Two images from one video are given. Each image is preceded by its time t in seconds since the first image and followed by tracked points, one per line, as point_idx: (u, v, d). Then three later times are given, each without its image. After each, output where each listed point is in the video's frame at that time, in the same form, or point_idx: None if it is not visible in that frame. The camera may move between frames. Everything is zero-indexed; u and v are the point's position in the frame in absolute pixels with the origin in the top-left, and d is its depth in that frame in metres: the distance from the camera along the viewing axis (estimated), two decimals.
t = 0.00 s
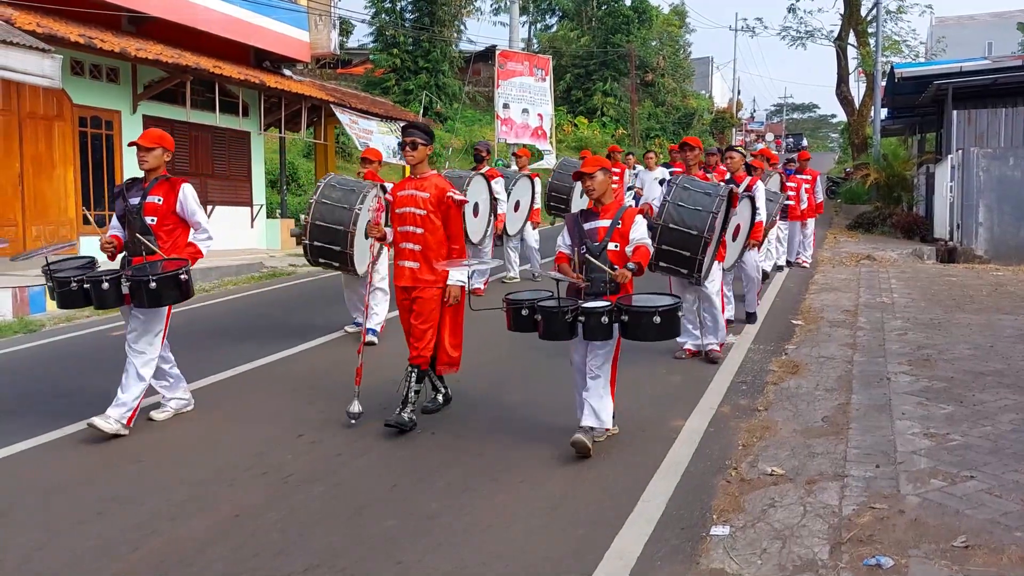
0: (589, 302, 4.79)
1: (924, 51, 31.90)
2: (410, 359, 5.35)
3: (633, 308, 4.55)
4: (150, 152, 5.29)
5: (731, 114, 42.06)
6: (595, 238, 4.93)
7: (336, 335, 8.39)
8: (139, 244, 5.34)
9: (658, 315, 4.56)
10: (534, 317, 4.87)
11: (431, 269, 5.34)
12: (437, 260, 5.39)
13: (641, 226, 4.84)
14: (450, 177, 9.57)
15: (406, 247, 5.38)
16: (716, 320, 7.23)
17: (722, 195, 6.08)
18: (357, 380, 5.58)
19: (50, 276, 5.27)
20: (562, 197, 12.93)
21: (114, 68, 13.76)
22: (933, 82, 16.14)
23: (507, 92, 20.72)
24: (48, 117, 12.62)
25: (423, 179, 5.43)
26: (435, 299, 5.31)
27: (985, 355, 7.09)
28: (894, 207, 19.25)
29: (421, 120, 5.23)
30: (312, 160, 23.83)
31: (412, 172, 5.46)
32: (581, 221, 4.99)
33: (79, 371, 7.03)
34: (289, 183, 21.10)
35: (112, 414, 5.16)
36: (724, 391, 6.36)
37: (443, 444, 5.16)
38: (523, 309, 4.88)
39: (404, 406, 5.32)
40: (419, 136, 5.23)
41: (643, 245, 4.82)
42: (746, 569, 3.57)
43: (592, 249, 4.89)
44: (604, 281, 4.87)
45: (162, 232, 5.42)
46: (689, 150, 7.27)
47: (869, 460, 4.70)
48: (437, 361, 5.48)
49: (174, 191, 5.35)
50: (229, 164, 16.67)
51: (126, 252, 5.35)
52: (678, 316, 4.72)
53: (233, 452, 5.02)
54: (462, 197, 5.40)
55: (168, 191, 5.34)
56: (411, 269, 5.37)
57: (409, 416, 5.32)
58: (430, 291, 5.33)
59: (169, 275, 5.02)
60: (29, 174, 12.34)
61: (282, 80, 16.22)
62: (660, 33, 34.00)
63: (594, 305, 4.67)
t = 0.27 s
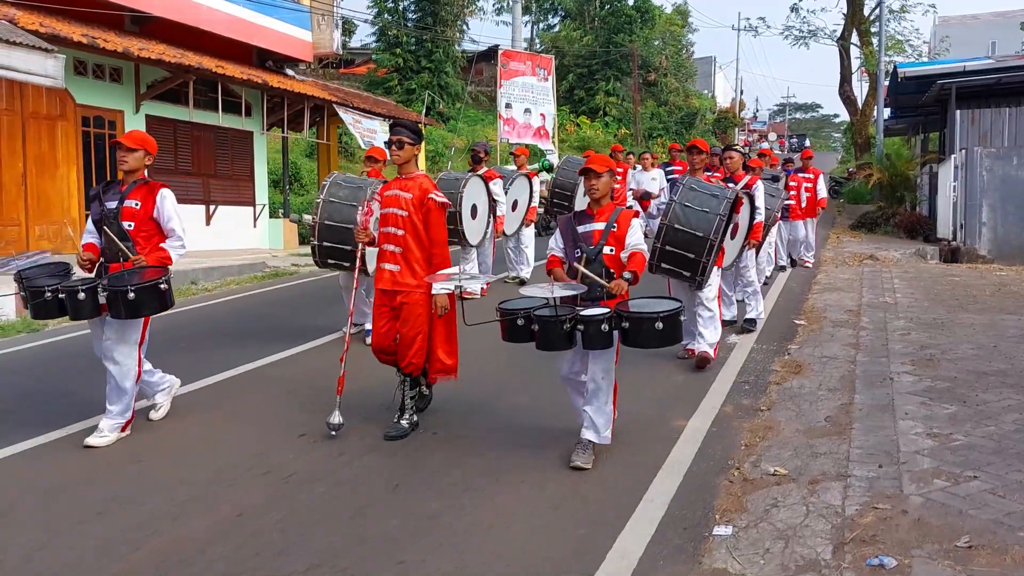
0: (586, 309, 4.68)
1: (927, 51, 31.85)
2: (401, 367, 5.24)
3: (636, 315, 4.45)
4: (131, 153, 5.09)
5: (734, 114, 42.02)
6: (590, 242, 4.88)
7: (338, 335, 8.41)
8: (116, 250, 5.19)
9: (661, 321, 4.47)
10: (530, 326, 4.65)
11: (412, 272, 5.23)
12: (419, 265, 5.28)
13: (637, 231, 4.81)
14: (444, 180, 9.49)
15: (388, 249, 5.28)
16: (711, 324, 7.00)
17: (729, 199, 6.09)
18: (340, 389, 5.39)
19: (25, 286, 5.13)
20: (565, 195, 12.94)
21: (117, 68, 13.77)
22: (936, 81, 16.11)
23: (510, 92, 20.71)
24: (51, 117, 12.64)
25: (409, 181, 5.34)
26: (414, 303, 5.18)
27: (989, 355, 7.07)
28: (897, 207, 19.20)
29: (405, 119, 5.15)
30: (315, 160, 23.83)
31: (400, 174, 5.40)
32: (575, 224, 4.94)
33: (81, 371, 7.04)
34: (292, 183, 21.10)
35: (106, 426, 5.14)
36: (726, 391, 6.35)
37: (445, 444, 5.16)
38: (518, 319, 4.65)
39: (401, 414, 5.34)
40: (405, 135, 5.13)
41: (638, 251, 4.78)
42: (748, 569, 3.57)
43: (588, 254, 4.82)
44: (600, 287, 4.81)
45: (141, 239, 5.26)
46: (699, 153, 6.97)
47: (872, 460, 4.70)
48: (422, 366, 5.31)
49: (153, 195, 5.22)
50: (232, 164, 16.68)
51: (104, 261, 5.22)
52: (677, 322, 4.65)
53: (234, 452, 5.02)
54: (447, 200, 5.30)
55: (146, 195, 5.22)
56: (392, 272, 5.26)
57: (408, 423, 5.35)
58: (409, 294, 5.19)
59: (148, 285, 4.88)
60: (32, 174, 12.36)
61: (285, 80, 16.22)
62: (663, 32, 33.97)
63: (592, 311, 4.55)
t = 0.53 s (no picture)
0: (583, 307, 4.64)
1: (931, 50, 31.79)
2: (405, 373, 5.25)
3: (634, 312, 4.42)
4: (112, 151, 4.98)
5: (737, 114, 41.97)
6: (587, 241, 4.82)
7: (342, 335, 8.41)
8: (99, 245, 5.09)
9: (659, 318, 4.45)
10: (525, 326, 4.64)
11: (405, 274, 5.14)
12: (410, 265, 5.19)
13: (639, 232, 4.79)
14: (447, 178, 9.66)
15: (379, 248, 5.14)
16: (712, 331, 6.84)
17: (732, 200, 6.07)
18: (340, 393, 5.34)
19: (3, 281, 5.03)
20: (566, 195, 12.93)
21: (120, 68, 13.78)
22: (940, 81, 16.06)
23: (512, 92, 20.70)
24: (55, 117, 12.65)
25: (397, 178, 5.21)
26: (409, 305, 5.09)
27: (992, 355, 7.06)
28: (900, 207, 19.10)
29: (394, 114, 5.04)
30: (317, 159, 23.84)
31: (386, 169, 5.24)
32: (572, 223, 4.86)
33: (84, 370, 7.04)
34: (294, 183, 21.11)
35: (108, 426, 5.13)
36: (729, 391, 6.34)
37: (447, 444, 5.16)
38: (514, 320, 4.64)
39: (404, 413, 5.32)
40: (393, 131, 5.03)
41: (643, 252, 4.78)
42: (751, 569, 3.56)
43: (585, 252, 4.77)
44: (599, 285, 4.74)
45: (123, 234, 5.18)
46: (704, 154, 6.91)
47: (875, 460, 4.69)
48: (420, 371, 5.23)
49: (136, 190, 5.10)
50: (234, 164, 16.69)
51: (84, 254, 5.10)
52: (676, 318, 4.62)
53: (237, 451, 5.02)
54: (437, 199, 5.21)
55: (129, 190, 5.09)
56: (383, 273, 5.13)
57: (411, 422, 5.34)
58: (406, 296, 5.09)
59: (130, 279, 4.78)
60: (35, 173, 12.38)
61: (287, 79, 16.22)
62: (666, 32, 33.94)
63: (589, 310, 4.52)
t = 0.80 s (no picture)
0: (575, 308, 4.47)
1: (933, 50, 31.76)
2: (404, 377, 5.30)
3: (626, 313, 4.26)
4: (91, 150, 4.93)
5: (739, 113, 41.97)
6: (580, 242, 4.67)
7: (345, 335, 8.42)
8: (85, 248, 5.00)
9: (652, 321, 4.29)
10: (514, 326, 4.46)
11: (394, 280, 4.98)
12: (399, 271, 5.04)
13: (635, 235, 4.62)
14: (455, 176, 9.78)
15: (366, 255, 4.97)
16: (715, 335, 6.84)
17: (732, 204, 6.02)
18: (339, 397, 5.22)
19: None
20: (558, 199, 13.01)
21: (123, 68, 13.80)
22: (942, 81, 16.05)
23: (515, 92, 20.70)
24: (58, 117, 12.69)
25: (381, 182, 5.05)
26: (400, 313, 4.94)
27: (994, 355, 7.06)
28: (902, 206, 19.15)
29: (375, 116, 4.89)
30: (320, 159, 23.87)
31: (367, 174, 5.07)
32: (565, 224, 4.72)
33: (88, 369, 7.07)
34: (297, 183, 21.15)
35: (111, 425, 5.14)
36: (732, 391, 6.35)
37: (451, 443, 5.17)
38: (503, 320, 4.47)
39: (405, 413, 5.36)
40: (374, 133, 4.90)
41: (639, 255, 4.60)
42: (754, 568, 3.57)
43: (576, 253, 4.63)
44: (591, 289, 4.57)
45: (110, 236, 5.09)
46: (705, 151, 6.93)
47: (878, 460, 4.69)
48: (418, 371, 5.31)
49: (120, 190, 5.04)
50: (237, 163, 16.72)
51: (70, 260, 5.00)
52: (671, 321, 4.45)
53: (241, 450, 5.04)
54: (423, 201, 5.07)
55: (113, 190, 5.03)
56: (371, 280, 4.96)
57: (413, 422, 5.37)
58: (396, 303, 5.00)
59: (113, 280, 4.73)
60: (39, 173, 12.41)
61: (291, 80, 16.26)
62: (668, 32, 33.95)
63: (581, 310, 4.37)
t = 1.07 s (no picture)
0: (556, 322, 4.28)
1: (937, 50, 31.78)
2: (382, 382, 5.01)
3: (604, 329, 4.02)
4: (59, 153, 4.73)
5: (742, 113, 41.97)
6: (565, 251, 4.39)
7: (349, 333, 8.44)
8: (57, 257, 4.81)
9: (632, 336, 4.04)
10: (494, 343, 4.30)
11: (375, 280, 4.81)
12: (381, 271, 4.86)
13: (626, 241, 4.35)
14: (461, 177, 9.68)
15: (344, 255, 4.80)
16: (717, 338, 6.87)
17: (730, 209, 5.82)
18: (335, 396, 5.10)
19: None
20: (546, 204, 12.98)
21: (126, 68, 13.82)
22: (946, 80, 16.04)
23: (517, 91, 20.70)
24: (61, 117, 12.71)
25: (360, 180, 4.90)
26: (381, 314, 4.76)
27: (997, 355, 7.05)
28: (905, 206, 19.16)
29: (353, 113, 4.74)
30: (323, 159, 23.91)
31: (346, 172, 4.91)
32: (549, 232, 4.44)
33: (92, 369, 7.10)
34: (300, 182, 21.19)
35: (110, 425, 5.15)
36: (734, 391, 6.35)
37: (453, 443, 5.18)
38: (481, 336, 4.30)
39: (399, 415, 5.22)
40: (353, 129, 4.76)
41: (629, 262, 4.34)
42: (756, 568, 3.57)
43: (562, 262, 4.35)
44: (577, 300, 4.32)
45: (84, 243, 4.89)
46: (700, 152, 6.64)
47: (880, 459, 4.69)
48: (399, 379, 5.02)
49: (93, 196, 4.83)
50: (240, 163, 16.75)
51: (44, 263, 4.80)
52: (656, 334, 4.19)
53: (244, 449, 5.05)
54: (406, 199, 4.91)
55: (86, 196, 4.83)
56: (350, 281, 4.79)
57: (409, 416, 5.30)
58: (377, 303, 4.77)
59: (82, 291, 4.55)
60: (42, 173, 12.44)
61: (293, 80, 16.26)
62: (671, 31, 33.95)
63: (560, 326, 4.17)
